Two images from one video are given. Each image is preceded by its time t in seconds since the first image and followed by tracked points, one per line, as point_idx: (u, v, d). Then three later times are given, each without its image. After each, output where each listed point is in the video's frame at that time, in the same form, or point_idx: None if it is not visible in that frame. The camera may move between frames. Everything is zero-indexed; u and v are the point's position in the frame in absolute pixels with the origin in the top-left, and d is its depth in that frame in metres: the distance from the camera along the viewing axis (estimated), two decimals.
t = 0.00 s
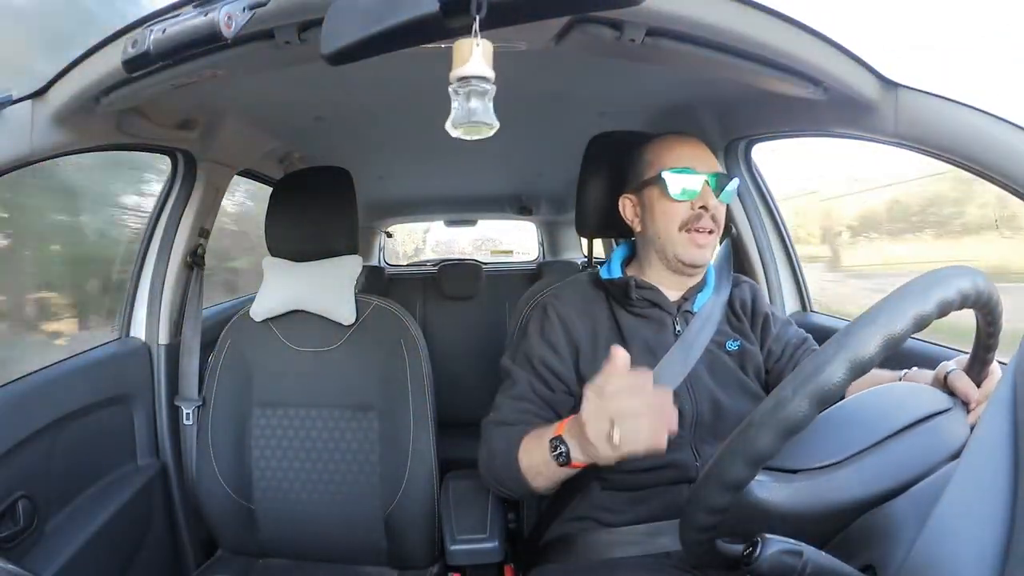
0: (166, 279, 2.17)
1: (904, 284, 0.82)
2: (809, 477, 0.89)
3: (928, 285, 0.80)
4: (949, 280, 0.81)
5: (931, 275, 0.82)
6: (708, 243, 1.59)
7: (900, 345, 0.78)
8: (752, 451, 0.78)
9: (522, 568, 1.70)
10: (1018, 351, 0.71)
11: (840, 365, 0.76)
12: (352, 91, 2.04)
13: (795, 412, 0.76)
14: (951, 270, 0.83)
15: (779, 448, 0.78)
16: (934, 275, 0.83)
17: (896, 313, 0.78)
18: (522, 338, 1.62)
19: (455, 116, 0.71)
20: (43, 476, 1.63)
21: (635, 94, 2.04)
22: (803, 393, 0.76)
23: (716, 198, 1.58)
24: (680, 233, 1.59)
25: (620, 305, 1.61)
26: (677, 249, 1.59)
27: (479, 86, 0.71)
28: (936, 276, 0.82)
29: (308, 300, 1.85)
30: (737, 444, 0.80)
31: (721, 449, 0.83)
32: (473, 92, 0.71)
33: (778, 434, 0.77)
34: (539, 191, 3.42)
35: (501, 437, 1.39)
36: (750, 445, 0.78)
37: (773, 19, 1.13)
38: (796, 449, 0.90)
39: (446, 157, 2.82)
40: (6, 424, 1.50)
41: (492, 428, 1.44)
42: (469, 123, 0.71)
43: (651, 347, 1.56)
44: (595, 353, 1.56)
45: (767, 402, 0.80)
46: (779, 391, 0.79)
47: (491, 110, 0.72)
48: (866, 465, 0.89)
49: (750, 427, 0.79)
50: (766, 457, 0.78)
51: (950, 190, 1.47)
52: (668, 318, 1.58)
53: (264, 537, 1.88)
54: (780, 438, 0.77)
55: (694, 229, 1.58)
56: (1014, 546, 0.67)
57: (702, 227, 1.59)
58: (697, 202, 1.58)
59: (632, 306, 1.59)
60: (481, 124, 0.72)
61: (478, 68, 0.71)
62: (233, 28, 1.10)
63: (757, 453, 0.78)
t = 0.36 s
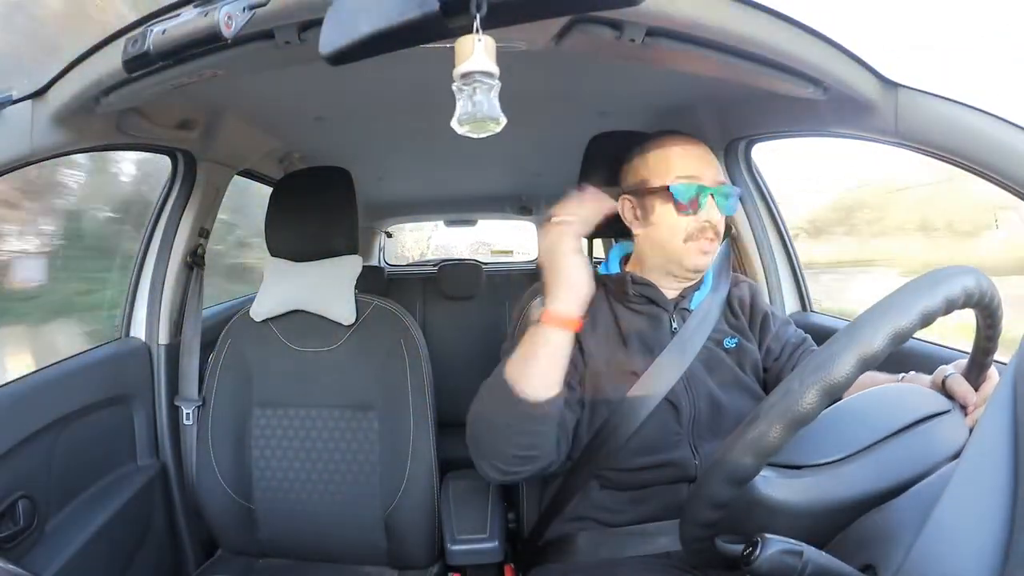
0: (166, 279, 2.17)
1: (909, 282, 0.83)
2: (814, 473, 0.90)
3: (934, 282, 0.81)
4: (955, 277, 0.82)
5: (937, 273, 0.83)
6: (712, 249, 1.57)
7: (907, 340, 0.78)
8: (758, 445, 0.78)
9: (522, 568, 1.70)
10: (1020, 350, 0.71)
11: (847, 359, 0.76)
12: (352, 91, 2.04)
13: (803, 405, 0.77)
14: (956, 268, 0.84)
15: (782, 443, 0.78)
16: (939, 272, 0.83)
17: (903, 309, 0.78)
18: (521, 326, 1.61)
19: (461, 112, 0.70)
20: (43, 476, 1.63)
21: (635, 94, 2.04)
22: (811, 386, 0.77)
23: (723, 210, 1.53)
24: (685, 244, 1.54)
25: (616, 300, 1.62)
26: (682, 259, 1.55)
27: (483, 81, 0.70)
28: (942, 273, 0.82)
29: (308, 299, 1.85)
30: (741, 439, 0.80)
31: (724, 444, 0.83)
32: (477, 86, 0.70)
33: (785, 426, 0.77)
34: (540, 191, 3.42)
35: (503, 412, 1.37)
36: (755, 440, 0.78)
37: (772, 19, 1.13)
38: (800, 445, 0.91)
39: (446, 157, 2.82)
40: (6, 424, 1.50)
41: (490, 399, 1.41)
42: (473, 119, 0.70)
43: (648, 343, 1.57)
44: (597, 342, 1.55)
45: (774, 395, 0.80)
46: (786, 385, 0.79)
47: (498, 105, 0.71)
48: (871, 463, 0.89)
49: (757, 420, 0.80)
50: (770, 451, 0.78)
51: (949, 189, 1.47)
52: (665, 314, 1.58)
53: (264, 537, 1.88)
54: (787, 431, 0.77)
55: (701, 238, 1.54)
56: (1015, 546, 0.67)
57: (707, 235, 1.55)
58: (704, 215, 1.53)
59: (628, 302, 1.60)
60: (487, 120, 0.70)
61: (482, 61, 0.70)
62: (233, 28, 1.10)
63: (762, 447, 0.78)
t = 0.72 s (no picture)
0: (166, 280, 2.17)
1: (907, 283, 0.83)
2: (813, 474, 0.89)
3: (932, 283, 0.81)
4: (953, 278, 0.82)
5: (934, 274, 0.83)
6: (709, 242, 1.58)
7: (904, 342, 0.78)
8: (756, 448, 0.78)
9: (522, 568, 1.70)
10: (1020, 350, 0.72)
11: (844, 361, 0.76)
12: (352, 91, 2.04)
13: (800, 408, 0.76)
14: (953, 269, 0.83)
15: (782, 446, 0.78)
16: (935, 273, 0.83)
17: (900, 311, 0.78)
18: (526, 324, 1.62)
19: (464, 113, 0.70)
20: (43, 476, 1.62)
21: (635, 94, 2.05)
22: (807, 389, 0.76)
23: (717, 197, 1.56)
24: (683, 233, 1.58)
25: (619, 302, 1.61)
26: (679, 248, 1.58)
27: (487, 81, 0.70)
28: (938, 274, 0.82)
29: (308, 299, 1.85)
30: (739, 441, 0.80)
31: (724, 443, 0.83)
32: (481, 86, 0.70)
33: (783, 429, 0.77)
34: (539, 191, 3.42)
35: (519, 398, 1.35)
36: (755, 443, 0.78)
37: (772, 19, 1.13)
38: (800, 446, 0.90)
39: (446, 157, 2.82)
40: (6, 424, 1.50)
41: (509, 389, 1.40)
42: (477, 120, 0.70)
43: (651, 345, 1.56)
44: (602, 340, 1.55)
45: (771, 398, 0.80)
46: (783, 387, 0.79)
47: (501, 106, 0.71)
48: (870, 464, 0.89)
49: (755, 423, 0.79)
50: (768, 455, 0.78)
51: (949, 189, 1.47)
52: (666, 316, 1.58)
53: (264, 537, 1.88)
54: (785, 433, 0.77)
55: (696, 229, 1.57)
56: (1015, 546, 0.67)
57: (703, 226, 1.58)
58: (698, 201, 1.57)
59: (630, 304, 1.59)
60: (490, 120, 0.70)
61: (485, 62, 0.70)
62: (233, 28, 1.10)
63: (761, 449, 0.78)
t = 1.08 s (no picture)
0: (166, 279, 2.17)
1: (907, 284, 0.82)
2: (813, 473, 0.89)
3: (931, 284, 0.81)
4: (952, 279, 0.81)
5: (935, 274, 0.83)
6: (709, 244, 1.59)
7: (904, 343, 0.77)
8: (755, 449, 0.78)
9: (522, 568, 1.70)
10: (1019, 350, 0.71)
11: (844, 362, 0.75)
12: (352, 91, 2.04)
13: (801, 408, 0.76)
14: (954, 270, 0.83)
15: (781, 447, 0.78)
16: (936, 274, 0.83)
17: (900, 312, 0.78)
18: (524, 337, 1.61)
19: (453, 114, 0.70)
20: (43, 476, 1.62)
21: (635, 95, 2.05)
22: (806, 389, 0.76)
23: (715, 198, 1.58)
24: (683, 234, 1.58)
25: (620, 306, 1.60)
26: (680, 250, 1.58)
27: (479, 84, 0.70)
28: (939, 275, 0.82)
29: (309, 299, 1.85)
30: (738, 444, 0.80)
31: (723, 446, 0.83)
32: (472, 88, 0.70)
33: (782, 430, 0.77)
34: (539, 191, 3.42)
35: (523, 444, 1.38)
36: (754, 445, 0.78)
37: (771, 18, 1.13)
38: (799, 446, 0.91)
39: (446, 157, 2.82)
40: (6, 424, 1.50)
41: (512, 433, 1.43)
42: (467, 122, 0.69)
43: (652, 348, 1.56)
44: (602, 352, 1.54)
45: (770, 398, 0.80)
46: (783, 388, 0.79)
47: (490, 109, 0.70)
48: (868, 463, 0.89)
49: (754, 424, 0.79)
50: (768, 455, 0.78)
51: (949, 190, 1.47)
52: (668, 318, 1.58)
53: (265, 537, 1.88)
54: (784, 434, 0.77)
55: (694, 229, 1.58)
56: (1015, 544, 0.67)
57: (702, 228, 1.59)
58: (698, 203, 1.58)
59: (632, 308, 1.58)
60: (479, 122, 0.70)
61: (476, 65, 0.71)
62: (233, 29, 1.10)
63: (760, 450, 0.78)
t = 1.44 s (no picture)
0: (166, 279, 2.17)
1: (905, 284, 0.82)
2: (811, 476, 0.89)
3: (929, 283, 0.81)
4: (950, 278, 0.81)
5: (933, 274, 0.83)
6: (710, 239, 1.59)
7: (902, 343, 0.77)
8: (754, 450, 0.78)
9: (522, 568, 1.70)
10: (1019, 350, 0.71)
11: (841, 363, 0.76)
12: (352, 91, 2.05)
13: (798, 410, 0.76)
14: (952, 269, 0.83)
15: (781, 448, 0.78)
16: (935, 274, 0.83)
17: (898, 312, 0.78)
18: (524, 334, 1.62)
19: (462, 109, 0.70)
20: (43, 475, 1.63)
21: (634, 95, 2.05)
22: (804, 390, 0.76)
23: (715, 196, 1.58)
24: (682, 232, 1.58)
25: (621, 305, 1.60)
26: (678, 248, 1.59)
27: (484, 78, 0.70)
28: (937, 275, 0.82)
29: (307, 299, 1.85)
30: (732, 450, 0.80)
31: (722, 446, 0.83)
32: (479, 83, 0.70)
33: (780, 431, 0.77)
34: (539, 191, 3.42)
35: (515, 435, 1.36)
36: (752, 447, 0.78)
37: (771, 19, 1.13)
38: (797, 447, 0.90)
39: (446, 156, 2.82)
40: (6, 424, 1.50)
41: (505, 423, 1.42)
42: (475, 117, 0.70)
43: (652, 347, 1.56)
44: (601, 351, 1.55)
45: (768, 400, 0.80)
46: (781, 390, 0.79)
47: (498, 103, 0.71)
48: (867, 464, 0.89)
49: (752, 425, 0.79)
50: (767, 457, 0.78)
51: (948, 190, 1.47)
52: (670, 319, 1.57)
53: (265, 537, 1.88)
54: (783, 435, 0.77)
55: (695, 227, 1.58)
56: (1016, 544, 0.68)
57: (704, 224, 1.59)
58: (697, 201, 1.58)
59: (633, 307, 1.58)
60: (488, 117, 0.70)
61: (481, 59, 0.70)
62: (233, 28, 1.10)
63: (760, 451, 0.78)
